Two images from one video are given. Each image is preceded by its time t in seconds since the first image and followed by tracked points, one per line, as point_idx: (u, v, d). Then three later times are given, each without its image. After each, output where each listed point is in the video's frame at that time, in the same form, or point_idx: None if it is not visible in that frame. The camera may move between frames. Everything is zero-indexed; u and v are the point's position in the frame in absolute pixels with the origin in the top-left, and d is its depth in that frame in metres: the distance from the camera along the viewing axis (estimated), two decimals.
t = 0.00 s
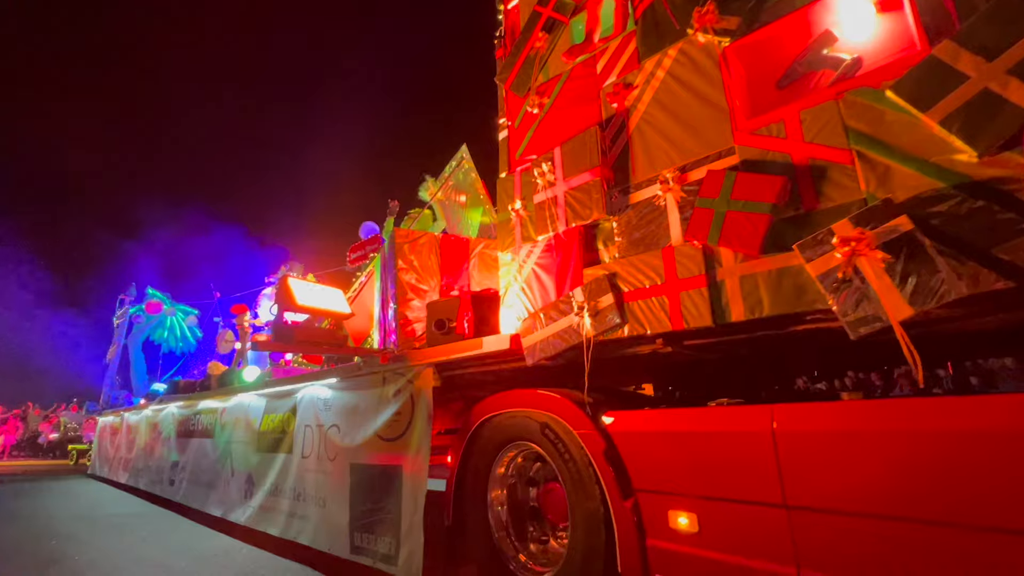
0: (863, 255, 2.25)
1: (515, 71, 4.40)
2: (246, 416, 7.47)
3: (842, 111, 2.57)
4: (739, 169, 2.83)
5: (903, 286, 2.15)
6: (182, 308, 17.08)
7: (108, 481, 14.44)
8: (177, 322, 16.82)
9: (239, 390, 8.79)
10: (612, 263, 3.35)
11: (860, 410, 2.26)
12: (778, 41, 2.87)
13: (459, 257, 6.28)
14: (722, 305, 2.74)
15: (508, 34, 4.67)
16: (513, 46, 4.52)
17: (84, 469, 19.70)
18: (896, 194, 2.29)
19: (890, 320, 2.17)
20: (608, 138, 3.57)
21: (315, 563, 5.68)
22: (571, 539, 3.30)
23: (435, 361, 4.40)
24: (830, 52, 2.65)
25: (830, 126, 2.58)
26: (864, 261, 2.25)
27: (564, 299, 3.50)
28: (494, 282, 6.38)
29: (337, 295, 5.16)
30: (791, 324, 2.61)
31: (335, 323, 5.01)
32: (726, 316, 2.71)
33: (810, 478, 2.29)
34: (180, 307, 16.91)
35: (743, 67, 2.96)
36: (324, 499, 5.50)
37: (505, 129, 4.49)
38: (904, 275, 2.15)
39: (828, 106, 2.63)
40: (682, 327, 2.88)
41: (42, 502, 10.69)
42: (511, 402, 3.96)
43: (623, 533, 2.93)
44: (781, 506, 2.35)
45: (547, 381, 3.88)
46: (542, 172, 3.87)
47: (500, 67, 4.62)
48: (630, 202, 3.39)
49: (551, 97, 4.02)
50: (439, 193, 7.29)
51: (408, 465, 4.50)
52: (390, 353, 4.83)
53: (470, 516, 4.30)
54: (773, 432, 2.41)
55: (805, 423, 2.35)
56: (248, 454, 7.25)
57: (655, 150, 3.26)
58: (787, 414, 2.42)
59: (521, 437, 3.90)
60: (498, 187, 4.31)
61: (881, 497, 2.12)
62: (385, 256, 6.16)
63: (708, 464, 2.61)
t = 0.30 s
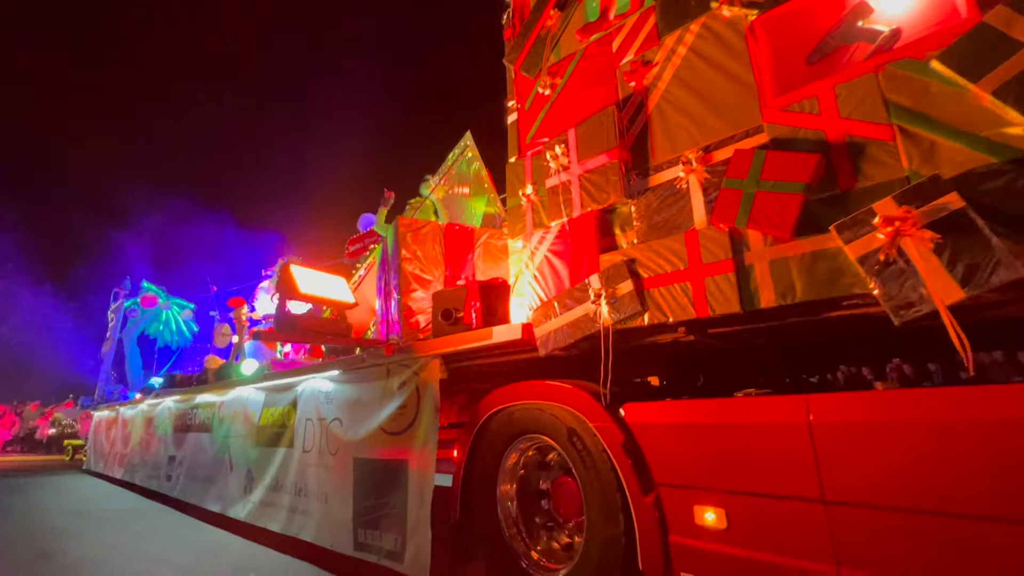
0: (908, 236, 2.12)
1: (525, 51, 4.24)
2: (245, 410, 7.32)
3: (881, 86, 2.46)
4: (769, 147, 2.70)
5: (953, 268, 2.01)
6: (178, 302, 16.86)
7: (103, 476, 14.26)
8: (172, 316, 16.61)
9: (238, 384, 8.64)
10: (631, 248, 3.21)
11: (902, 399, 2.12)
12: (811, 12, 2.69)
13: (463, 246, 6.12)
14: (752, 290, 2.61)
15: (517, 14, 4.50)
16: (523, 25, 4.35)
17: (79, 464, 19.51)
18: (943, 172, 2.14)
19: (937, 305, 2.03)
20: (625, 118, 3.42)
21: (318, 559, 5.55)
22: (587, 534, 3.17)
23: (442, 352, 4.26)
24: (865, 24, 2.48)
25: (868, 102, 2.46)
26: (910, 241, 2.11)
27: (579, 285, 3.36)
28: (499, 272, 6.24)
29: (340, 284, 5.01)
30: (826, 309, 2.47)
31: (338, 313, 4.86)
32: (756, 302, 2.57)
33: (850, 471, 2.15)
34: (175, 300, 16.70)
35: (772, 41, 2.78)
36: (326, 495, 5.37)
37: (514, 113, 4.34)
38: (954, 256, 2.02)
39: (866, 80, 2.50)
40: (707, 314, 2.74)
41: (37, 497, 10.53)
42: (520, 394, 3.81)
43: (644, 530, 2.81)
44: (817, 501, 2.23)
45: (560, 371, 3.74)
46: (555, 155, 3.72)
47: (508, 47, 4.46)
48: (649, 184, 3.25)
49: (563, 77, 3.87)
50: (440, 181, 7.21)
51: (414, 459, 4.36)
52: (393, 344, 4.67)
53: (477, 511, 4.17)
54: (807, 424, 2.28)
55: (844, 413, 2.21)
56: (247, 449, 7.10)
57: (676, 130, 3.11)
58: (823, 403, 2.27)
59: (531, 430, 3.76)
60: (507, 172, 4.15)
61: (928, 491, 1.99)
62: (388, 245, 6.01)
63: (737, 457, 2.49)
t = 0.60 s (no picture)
0: (959, 215, 1.98)
1: (537, 31, 4.09)
2: (244, 404, 7.17)
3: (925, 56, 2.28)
4: (802, 124, 2.55)
5: (1009, 248, 1.88)
6: (174, 295, 16.63)
7: (99, 471, 14.10)
8: (168, 310, 16.36)
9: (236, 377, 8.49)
10: (650, 233, 3.06)
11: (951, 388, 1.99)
12: None
13: (468, 236, 5.96)
14: (784, 275, 2.47)
15: None
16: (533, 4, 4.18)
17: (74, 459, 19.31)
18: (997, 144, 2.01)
19: (992, 288, 1.89)
20: (644, 98, 3.27)
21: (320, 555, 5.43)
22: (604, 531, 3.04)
23: (450, 343, 4.11)
24: None
25: (912, 74, 2.29)
26: (961, 220, 1.98)
27: (596, 272, 3.22)
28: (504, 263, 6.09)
29: (344, 272, 4.86)
30: (864, 294, 2.34)
31: (342, 303, 4.71)
32: (788, 287, 2.44)
33: (895, 466, 2.02)
34: (171, 294, 16.50)
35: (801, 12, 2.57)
36: (328, 490, 5.22)
37: (524, 95, 4.19)
38: (1010, 236, 1.88)
39: (909, 51, 2.31)
40: (735, 300, 2.60)
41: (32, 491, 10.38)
42: (532, 386, 3.67)
43: (666, 526, 2.69)
44: (858, 497, 2.11)
45: (574, 362, 3.61)
46: (569, 137, 3.56)
47: (518, 27, 4.29)
48: (670, 165, 3.11)
49: (577, 56, 3.70)
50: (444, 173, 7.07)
51: (420, 454, 4.23)
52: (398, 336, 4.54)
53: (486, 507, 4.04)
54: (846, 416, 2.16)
55: (888, 404, 2.08)
56: (246, 443, 6.96)
57: (699, 108, 2.97)
58: (864, 394, 2.14)
59: (543, 423, 3.62)
60: (518, 156, 4.00)
61: (979, 487, 1.86)
62: (392, 234, 5.86)
63: (768, 450, 2.36)
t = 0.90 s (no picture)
0: (1015, 194, 1.85)
1: (548, 12, 3.94)
2: (244, 399, 7.03)
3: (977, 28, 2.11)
4: (837, 102, 2.41)
5: None
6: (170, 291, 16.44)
7: (97, 468, 13.93)
8: (166, 306, 16.16)
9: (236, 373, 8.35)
10: (672, 219, 2.93)
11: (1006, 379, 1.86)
12: None
13: (474, 228, 5.83)
14: (818, 261, 2.34)
15: None
16: None
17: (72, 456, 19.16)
18: None
19: None
20: (665, 79, 3.14)
21: (325, 553, 5.31)
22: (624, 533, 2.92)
23: (459, 336, 3.98)
24: None
25: (959, 47, 2.15)
26: (1016, 200, 1.85)
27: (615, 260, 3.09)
28: (510, 255, 5.97)
29: (347, 263, 4.72)
30: (904, 281, 2.21)
31: (347, 294, 4.56)
32: (823, 274, 2.31)
33: (945, 462, 1.90)
34: (168, 290, 16.36)
35: None
36: (332, 487, 5.09)
37: (535, 80, 4.05)
38: None
39: (956, 23, 2.16)
40: (764, 289, 2.48)
41: (28, 489, 10.22)
42: (544, 380, 3.52)
43: (693, 525, 2.57)
44: (904, 494, 1.99)
45: (589, 353, 3.49)
46: (585, 121, 3.44)
47: (529, 8, 4.13)
48: (693, 149, 2.98)
49: (592, 38, 3.55)
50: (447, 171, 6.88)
51: (427, 450, 4.10)
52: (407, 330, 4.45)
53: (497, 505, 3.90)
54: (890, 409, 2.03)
55: (937, 397, 1.95)
56: (247, 440, 6.82)
57: (724, 88, 2.84)
58: (909, 386, 2.02)
59: (556, 419, 3.47)
60: (530, 143, 3.87)
61: None
62: (396, 224, 5.71)
63: (804, 445, 2.25)
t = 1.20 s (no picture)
0: None
1: None
2: (247, 393, 6.92)
3: None
4: (877, 78, 2.28)
5: None
6: (170, 286, 16.33)
7: (97, 464, 13.85)
8: (166, 300, 16.07)
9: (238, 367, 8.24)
10: (696, 204, 2.80)
11: None
12: None
13: (482, 218, 5.70)
14: (857, 247, 2.21)
15: None
16: None
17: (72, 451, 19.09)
18: None
19: None
20: (688, 58, 3.00)
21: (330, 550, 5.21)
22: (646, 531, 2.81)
23: (470, 328, 3.86)
24: None
25: (1011, 17, 2.00)
26: None
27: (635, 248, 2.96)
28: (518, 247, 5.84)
29: (354, 253, 4.60)
30: (951, 266, 2.08)
31: (354, 285, 4.45)
32: (863, 261, 2.18)
33: (1001, 458, 1.79)
34: (169, 285, 16.29)
35: None
36: (337, 484, 4.98)
37: (549, 63, 3.92)
38: None
39: None
40: (798, 276, 2.35)
41: (28, 484, 10.12)
42: (558, 374, 3.40)
43: (722, 524, 2.45)
44: (956, 492, 1.88)
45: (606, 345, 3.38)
46: (603, 104, 3.31)
47: None
48: (718, 131, 2.85)
49: (609, 17, 3.41)
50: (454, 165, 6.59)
51: (437, 445, 3.98)
52: (417, 323, 4.33)
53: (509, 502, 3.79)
54: (941, 402, 1.91)
55: (993, 390, 1.82)
56: (249, 435, 6.72)
57: (753, 66, 2.71)
58: (961, 377, 1.89)
59: (571, 415, 3.33)
60: (544, 129, 3.75)
61: None
62: (402, 214, 5.58)
63: (844, 440, 2.14)
